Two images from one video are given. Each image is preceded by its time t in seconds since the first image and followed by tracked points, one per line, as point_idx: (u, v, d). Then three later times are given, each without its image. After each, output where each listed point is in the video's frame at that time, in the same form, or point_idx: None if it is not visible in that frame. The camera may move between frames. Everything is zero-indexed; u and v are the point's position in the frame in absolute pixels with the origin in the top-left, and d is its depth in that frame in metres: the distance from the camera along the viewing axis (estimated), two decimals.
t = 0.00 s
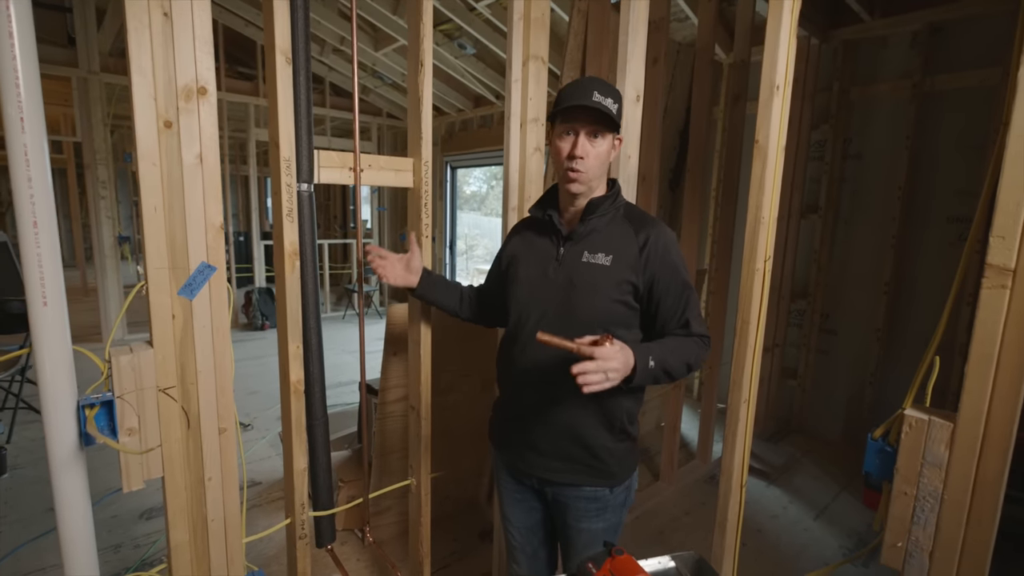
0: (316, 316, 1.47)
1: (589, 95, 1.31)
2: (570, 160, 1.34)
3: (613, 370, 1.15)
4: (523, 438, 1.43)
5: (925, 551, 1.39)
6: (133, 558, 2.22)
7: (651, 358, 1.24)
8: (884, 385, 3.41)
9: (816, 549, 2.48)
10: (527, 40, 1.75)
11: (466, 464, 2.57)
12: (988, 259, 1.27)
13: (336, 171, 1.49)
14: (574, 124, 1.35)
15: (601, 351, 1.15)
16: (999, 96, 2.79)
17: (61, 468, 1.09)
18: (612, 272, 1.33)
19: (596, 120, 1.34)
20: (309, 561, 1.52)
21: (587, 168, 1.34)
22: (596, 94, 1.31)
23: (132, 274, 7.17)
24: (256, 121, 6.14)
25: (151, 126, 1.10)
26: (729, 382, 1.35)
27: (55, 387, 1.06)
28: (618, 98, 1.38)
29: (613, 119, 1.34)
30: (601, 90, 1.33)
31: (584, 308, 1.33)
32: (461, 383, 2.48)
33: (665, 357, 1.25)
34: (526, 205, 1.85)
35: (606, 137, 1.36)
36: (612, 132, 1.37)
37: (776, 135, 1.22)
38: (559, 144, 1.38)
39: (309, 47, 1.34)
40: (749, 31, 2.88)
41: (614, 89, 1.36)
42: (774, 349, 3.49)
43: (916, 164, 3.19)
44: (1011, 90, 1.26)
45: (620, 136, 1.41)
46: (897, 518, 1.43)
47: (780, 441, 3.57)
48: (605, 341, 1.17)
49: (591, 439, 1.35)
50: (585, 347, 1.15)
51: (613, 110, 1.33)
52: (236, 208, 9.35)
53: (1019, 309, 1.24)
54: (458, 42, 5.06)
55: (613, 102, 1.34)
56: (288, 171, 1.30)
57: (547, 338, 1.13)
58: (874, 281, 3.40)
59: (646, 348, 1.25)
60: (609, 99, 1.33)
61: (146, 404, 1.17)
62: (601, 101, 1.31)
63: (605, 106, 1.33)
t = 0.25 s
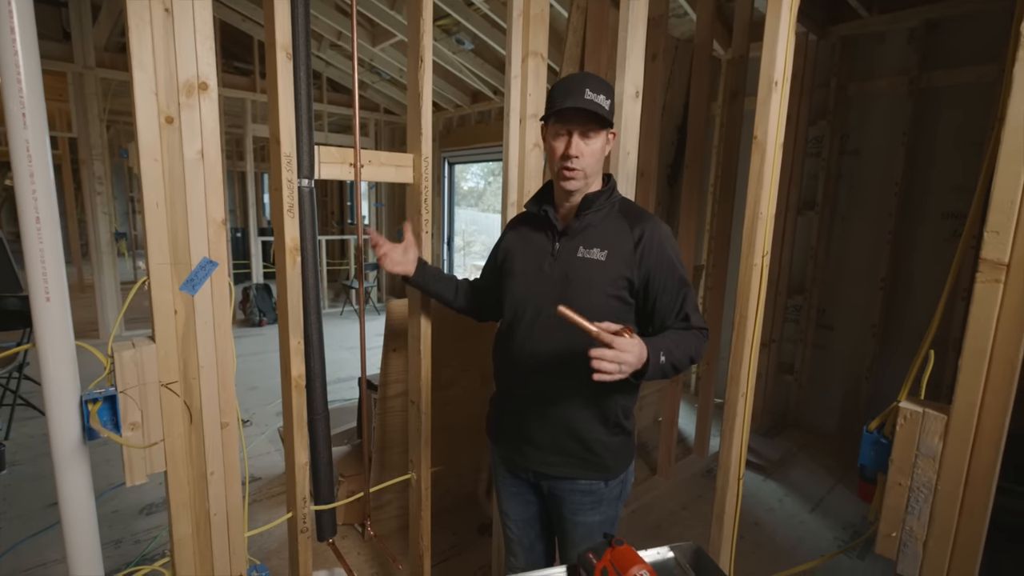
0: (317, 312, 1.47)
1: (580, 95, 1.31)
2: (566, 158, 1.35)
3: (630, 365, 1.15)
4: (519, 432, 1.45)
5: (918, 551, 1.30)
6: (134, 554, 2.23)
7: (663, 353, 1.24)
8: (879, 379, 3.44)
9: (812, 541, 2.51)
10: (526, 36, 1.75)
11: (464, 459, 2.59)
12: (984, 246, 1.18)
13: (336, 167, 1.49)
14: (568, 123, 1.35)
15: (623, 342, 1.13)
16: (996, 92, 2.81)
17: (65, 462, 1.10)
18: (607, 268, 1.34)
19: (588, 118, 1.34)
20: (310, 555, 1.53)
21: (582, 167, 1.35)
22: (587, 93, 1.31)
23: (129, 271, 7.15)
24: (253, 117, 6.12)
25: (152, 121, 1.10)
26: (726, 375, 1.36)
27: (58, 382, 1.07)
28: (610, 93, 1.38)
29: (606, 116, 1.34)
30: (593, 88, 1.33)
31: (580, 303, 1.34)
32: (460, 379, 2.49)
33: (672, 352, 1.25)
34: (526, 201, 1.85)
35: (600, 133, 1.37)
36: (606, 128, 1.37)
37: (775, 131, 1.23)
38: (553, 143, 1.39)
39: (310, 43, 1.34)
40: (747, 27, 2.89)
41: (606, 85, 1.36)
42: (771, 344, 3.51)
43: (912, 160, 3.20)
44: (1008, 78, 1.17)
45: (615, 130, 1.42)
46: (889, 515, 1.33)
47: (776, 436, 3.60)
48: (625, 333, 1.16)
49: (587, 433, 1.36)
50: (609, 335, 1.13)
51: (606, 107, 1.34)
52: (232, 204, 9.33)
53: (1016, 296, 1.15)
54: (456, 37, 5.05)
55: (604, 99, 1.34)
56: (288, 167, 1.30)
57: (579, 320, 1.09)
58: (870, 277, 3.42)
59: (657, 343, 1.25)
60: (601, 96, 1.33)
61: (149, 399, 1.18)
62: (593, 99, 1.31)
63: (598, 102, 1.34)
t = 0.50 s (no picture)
0: (320, 312, 1.48)
1: (583, 96, 1.32)
2: (568, 161, 1.35)
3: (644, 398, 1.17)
4: (521, 433, 1.46)
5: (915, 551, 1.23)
6: (131, 555, 2.22)
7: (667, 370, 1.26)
8: (872, 378, 3.48)
9: (807, 538, 2.54)
10: (526, 37, 1.76)
11: (463, 458, 2.59)
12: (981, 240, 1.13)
13: (338, 166, 1.49)
14: (570, 125, 1.36)
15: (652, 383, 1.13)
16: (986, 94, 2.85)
17: (69, 463, 1.10)
18: (611, 271, 1.35)
19: (591, 121, 1.34)
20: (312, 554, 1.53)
21: (584, 169, 1.36)
22: (589, 95, 1.32)
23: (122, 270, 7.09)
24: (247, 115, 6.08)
25: (155, 121, 1.10)
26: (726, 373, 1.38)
27: (61, 382, 1.07)
28: (611, 95, 1.39)
29: (608, 117, 1.35)
30: (594, 89, 1.33)
31: (584, 306, 1.35)
32: (458, 378, 2.50)
33: (674, 367, 1.28)
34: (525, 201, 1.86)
35: (602, 135, 1.37)
36: (607, 130, 1.38)
37: (774, 132, 1.24)
38: (554, 146, 1.39)
39: (312, 42, 1.34)
40: (742, 28, 2.91)
41: (608, 87, 1.37)
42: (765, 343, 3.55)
43: (905, 161, 3.25)
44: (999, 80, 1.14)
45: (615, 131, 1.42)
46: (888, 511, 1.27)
47: (771, 434, 3.63)
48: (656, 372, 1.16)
49: (587, 434, 1.38)
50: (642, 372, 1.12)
51: (608, 109, 1.35)
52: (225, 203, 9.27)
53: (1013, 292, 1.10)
54: (452, 37, 5.05)
55: (607, 100, 1.35)
56: (291, 167, 1.30)
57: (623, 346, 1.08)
58: (862, 277, 3.46)
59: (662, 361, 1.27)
60: (603, 97, 1.34)
61: (152, 399, 1.18)
62: (596, 100, 1.32)
63: (600, 104, 1.35)
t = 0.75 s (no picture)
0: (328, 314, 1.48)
1: (596, 100, 1.32)
2: (579, 164, 1.36)
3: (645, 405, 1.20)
4: (532, 436, 1.46)
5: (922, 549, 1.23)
6: (133, 559, 2.21)
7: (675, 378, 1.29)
8: (869, 376, 3.52)
9: (808, 534, 2.57)
10: (530, 39, 1.77)
11: (464, 459, 2.60)
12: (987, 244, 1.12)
13: (345, 169, 1.50)
14: (580, 127, 1.36)
15: (654, 392, 1.15)
16: (980, 95, 2.89)
17: (80, 467, 1.09)
18: (621, 274, 1.37)
19: (603, 124, 1.35)
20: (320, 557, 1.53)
21: (595, 173, 1.37)
22: (602, 99, 1.32)
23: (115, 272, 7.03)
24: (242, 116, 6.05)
25: (165, 124, 1.09)
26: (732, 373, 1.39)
27: (73, 387, 1.06)
28: (621, 96, 1.39)
29: (620, 120, 1.36)
30: (606, 93, 1.34)
31: (594, 310, 1.36)
32: (461, 379, 2.50)
33: (681, 372, 1.31)
34: (530, 202, 1.86)
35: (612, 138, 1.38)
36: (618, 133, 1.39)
37: (780, 134, 1.26)
38: (564, 149, 1.39)
39: (319, 45, 1.34)
40: (740, 29, 2.93)
41: (618, 89, 1.38)
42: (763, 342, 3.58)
43: (900, 161, 3.28)
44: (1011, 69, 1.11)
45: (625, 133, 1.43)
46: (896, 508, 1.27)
47: (769, 431, 3.66)
48: (658, 380, 1.18)
49: (599, 435, 1.40)
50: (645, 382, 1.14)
51: (619, 113, 1.35)
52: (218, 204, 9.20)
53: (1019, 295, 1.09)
54: (449, 37, 5.05)
55: (618, 103, 1.36)
56: (299, 169, 1.30)
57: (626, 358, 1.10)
58: (858, 275, 3.50)
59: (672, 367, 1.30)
60: (615, 100, 1.35)
61: (163, 403, 1.18)
62: (607, 104, 1.33)
63: (612, 108, 1.35)
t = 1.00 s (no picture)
0: (333, 315, 1.48)
1: (596, 100, 1.34)
2: (582, 165, 1.37)
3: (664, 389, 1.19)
4: (542, 443, 1.46)
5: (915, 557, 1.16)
6: (130, 562, 2.19)
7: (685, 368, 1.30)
8: (860, 374, 3.58)
9: (802, 530, 2.61)
10: (532, 40, 1.78)
11: (463, 458, 2.59)
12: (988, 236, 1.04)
13: (350, 169, 1.50)
14: (583, 128, 1.38)
15: (670, 373, 1.15)
16: (969, 97, 2.95)
17: (87, 469, 1.08)
18: (629, 272, 1.38)
19: (604, 125, 1.37)
20: (326, 557, 1.53)
21: (598, 173, 1.38)
22: (602, 99, 1.34)
23: (102, 272, 6.94)
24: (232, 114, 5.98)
25: (173, 124, 1.09)
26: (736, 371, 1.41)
27: (80, 389, 1.05)
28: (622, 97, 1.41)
29: (619, 121, 1.37)
30: (606, 93, 1.36)
31: (603, 308, 1.37)
32: (461, 379, 2.48)
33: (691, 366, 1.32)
34: (531, 203, 1.88)
35: (614, 138, 1.40)
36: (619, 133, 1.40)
37: (783, 137, 1.28)
38: (567, 150, 1.41)
39: (325, 45, 1.34)
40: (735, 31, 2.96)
41: (619, 90, 1.39)
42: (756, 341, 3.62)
43: (891, 162, 3.34)
44: (1013, 60, 1.03)
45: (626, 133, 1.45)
46: (890, 509, 1.18)
47: (762, 429, 3.71)
48: (674, 363, 1.18)
49: (609, 436, 1.41)
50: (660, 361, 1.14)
51: (620, 113, 1.37)
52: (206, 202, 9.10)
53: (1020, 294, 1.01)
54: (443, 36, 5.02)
55: (619, 103, 1.37)
56: (306, 169, 1.30)
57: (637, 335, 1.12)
58: (849, 275, 3.55)
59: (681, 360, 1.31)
60: (616, 101, 1.37)
61: (170, 405, 1.17)
62: (607, 105, 1.34)
63: (613, 108, 1.37)
